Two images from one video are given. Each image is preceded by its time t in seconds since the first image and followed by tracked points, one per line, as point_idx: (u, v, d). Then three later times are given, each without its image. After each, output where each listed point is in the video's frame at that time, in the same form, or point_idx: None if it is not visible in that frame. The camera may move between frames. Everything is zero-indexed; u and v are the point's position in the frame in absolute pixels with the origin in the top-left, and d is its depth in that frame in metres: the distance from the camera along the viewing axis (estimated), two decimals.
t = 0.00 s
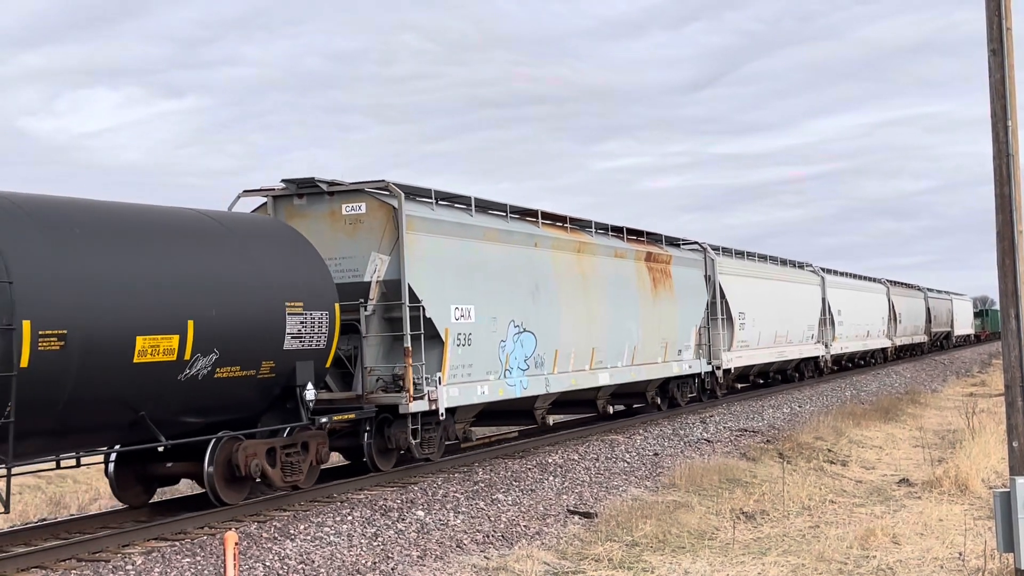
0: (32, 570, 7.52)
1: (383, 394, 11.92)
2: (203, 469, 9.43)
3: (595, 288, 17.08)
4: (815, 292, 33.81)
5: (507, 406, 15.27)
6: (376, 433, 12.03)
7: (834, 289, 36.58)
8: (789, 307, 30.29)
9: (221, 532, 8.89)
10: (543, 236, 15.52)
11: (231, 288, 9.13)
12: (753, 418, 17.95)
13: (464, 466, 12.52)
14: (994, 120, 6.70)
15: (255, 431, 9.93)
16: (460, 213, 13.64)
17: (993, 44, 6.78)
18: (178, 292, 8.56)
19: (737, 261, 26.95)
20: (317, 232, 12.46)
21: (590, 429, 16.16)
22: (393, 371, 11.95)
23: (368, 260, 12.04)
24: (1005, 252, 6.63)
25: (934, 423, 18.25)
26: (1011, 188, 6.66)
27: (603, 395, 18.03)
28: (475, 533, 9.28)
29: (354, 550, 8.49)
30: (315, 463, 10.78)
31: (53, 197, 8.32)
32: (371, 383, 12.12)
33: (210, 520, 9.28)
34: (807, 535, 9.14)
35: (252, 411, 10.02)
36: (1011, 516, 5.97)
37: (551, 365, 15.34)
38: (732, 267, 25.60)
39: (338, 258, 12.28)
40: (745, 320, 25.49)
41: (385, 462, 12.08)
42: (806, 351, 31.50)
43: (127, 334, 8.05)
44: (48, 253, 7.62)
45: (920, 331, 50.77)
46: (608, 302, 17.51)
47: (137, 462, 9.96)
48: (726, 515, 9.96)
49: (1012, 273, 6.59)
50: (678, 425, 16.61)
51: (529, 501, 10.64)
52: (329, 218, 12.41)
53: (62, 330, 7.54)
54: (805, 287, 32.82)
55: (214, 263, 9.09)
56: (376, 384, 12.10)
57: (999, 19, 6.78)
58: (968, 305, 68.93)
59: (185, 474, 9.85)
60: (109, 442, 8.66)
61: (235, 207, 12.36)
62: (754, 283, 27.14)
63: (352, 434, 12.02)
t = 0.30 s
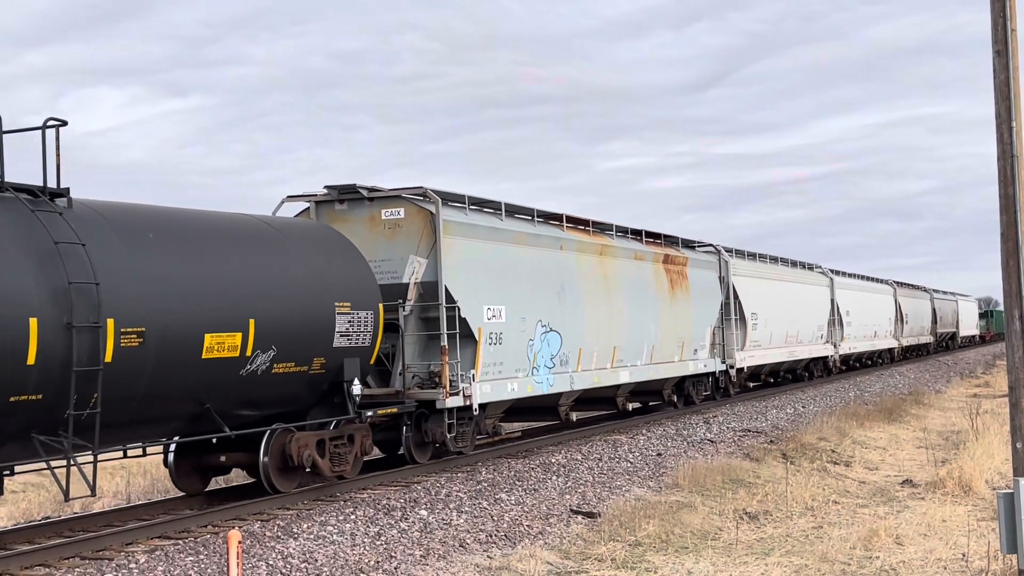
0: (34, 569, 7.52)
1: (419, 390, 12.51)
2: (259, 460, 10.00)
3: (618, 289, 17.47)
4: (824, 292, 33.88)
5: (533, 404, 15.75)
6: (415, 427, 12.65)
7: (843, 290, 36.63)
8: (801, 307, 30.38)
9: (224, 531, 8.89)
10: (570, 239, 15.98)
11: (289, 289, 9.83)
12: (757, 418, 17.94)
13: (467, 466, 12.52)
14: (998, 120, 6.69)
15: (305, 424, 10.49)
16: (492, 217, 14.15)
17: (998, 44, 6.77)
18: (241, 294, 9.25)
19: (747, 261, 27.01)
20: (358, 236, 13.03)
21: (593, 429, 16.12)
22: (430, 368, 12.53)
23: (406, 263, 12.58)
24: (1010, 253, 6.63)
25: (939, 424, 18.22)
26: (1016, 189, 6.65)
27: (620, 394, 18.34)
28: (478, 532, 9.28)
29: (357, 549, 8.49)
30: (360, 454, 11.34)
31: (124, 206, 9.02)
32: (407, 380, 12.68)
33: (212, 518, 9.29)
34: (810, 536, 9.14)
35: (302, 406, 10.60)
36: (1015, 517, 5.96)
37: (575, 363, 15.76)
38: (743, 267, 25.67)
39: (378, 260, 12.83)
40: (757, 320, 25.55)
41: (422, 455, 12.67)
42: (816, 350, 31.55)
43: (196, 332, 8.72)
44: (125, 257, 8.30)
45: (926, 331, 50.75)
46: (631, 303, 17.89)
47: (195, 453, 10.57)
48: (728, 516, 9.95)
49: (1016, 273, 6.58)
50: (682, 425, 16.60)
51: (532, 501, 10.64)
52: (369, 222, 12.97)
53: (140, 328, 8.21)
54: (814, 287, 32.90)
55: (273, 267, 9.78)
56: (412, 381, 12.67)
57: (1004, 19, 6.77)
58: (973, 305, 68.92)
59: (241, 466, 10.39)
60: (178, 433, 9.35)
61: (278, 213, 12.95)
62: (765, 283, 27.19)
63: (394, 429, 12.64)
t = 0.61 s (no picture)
0: (39, 565, 7.54)
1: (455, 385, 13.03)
2: (312, 449, 10.66)
3: (638, 289, 18.01)
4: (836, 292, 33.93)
5: (557, 399, 16.22)
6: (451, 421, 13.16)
7: (854, 290, 36.67)
8: (813, 306, 30.48)
9: (229, 528, 8.91)
10: (593, 241, 16.54)
11: (340, 289, 10.43)
12: (761, 417, 17.95)
13: (472, 464, 12.52)
14: (1005, 120, 6.67)
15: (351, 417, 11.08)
16: (521, 219, 14.72)
17: (1005, 44, 6.75)
18: (298, 293, 9.83)
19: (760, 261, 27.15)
20: (397, 237, 13.72)
21: (597, 429, 16.02)
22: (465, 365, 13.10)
23: (442, 264, 13.22)
24: (1015, 254, 6.64)
25: (944, 424, 18.18)
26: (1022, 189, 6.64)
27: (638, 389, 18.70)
28: (482, 530, 9.29)
29: (362, 547, 8.50)
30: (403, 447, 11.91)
31: (191, 211, 9.63)
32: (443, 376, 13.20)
33: (217, 516, 9.31)
34: (815, 535, 9.15)
35: (348, 400, 11.15)
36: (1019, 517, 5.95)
37: (600, 360, 16.31)
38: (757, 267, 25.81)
39: (415, 261, 13.53)
40: (771, 319, 25.66)
41: (456, 447, 13.12)
42: (828, 349, 31.61)
43: (259, 329, 9.29)
44: (196, 258, 8.88)
45: (935, 331, 50.73)
46: (650, 302, 18.41)
47: (247, 441, 11.22)
48: (733, 515, 9.96)
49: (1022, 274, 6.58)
50: (686, 425, 16.58)
51: (536, 499, 10.65)
52: (407, 225, 13.65)
53: (209, 325, 8.77)
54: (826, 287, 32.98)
55: (325, 268, 10.38)
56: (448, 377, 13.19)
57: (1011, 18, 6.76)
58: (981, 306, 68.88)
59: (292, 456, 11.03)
60: (241, 423, 9.94)
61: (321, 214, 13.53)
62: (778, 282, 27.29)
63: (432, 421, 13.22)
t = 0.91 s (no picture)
0: (46, 560, 7.56)
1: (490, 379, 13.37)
2: (359, 439, 11.32)
3: (660, 286, 18.36)
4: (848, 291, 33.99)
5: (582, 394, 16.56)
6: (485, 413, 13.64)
7: (866, 289, 36.72)
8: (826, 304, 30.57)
9: (235, 524, 8.93)
10: (619, 240, 16.89)
11: (387, 287, 11.04)
12: (768, 415, 17.96)
13: (477, 461, 12.53)
14: (1013, 118, 6.65)
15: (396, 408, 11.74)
16: (551, 220, 15.10)
17: (1013, 42, 6.73)
18: (349, 291, 10.42)
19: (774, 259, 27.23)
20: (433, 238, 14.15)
21: (603, 426, 16.00)
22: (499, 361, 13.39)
23: (478, 263, 13.68)
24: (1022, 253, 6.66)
25: (951, 423, 18.14)
26: None
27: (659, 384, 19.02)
28: (489, 527, 9.30)
29: (368, 543, 8.52)
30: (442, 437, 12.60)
31: (252, 214, 10.24)
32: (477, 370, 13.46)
33: (224, 512, 9.34)
34: (821, 533, 9.15)
35: (390, 392, 11.81)
36: None
37: (625, 356, 16.66)
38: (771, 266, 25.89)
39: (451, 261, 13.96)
40: (785, 318, 25.80)
41: (490, 439, 13.62)
42: (840, 347, 31.66)
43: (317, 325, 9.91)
44: (259, 259, 9.48)
45: (944, 329, 50.72)
46: (672, 299, 18.75)
47: (296, 432, 11.90)
48: (739, 513, 9.96)
49: None
50: (693, 422, 16.58)
51: (542, 497, 10.66)
52: (443, 226, 14.09)
53: (272, 321, 9.35)
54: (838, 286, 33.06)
55: (372, 267, 10.99)
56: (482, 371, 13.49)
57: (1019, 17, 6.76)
58: (990, 304, 68.82)
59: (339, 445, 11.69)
60: (297, 414, 10.56)
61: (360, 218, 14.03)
62: (792, 281, 27.42)
63: (466, 414, 13.65)
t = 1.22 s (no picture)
0: (55, 554, 7.60)
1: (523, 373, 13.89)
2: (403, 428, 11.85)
3: (682, 284, 18.76)
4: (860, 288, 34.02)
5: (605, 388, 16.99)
6: (518, 404, 14.14)
7: (878, 286, 36.72)
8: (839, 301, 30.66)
9: (243, 519, 8.96)
10: (641, 240, 17.32)
11: (429, 285, 11.72)
12: (775, 412, 17.97)
13: (484, 457, 12.54)
14: None
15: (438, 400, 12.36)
16: (577, 220, 15.54)
17: None
18: (397, 290, 11.08)
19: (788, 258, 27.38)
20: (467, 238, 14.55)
21: (612, 423, 16.03)
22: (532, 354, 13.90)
23: (511, 262, 14.09)
24: None
25: (959, 421, 18.13)
26: None
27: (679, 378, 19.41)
28: (495, 523, 9.32)
29: (375, 538, 8.54)
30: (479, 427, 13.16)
31: (307, 216, 10.90)
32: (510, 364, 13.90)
33: (231, 507, 9.37)
34: (828, 530, 9.15)
35: (432, 385, 12.43)
36: None
37: (648, 352, 17.09)
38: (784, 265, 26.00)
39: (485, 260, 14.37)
40: (800, 315, 25.98)
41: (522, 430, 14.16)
42: (852, 344, 31.70)
43: (369, 321, 10.57)
44: (316, 259, 10.13)
45: (953, 326, 50.68)
46: (692, 297, 19.15)
47: (342, 422, 12.35)
48: (746, 510, 9.96)
49: None
50: (700, 419, 16.57)
51: (549, 492, 10.67)
52: (477, 226, 14.50)
53: (330, 317, 10.00)
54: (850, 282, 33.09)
55: (416, 267, 11.66)
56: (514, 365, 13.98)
57: None
58: (999, 302, 68.72)
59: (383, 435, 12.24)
60: (346, 405, 11.22)
61: (397, 217, 14.57)
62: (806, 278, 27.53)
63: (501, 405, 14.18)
